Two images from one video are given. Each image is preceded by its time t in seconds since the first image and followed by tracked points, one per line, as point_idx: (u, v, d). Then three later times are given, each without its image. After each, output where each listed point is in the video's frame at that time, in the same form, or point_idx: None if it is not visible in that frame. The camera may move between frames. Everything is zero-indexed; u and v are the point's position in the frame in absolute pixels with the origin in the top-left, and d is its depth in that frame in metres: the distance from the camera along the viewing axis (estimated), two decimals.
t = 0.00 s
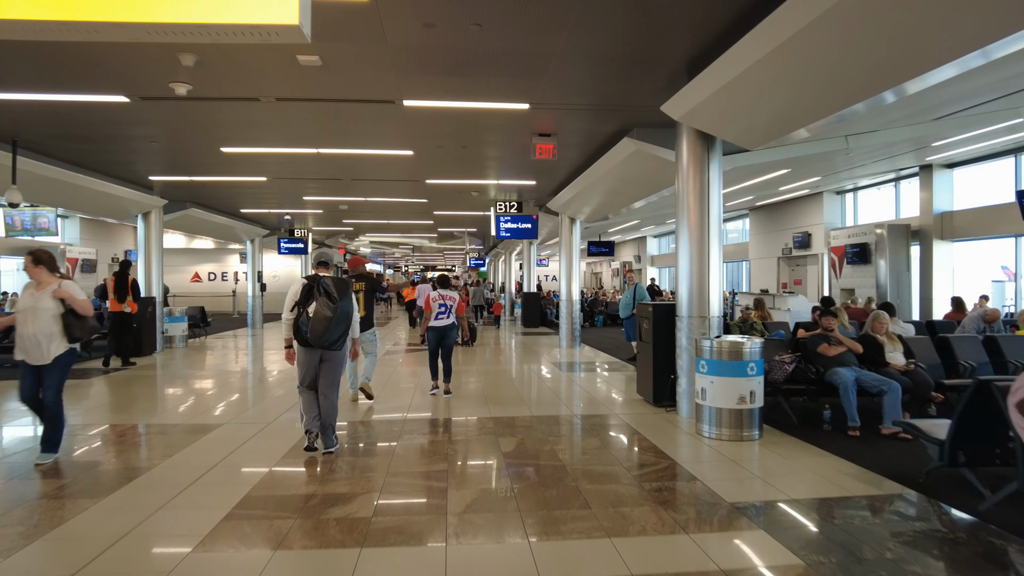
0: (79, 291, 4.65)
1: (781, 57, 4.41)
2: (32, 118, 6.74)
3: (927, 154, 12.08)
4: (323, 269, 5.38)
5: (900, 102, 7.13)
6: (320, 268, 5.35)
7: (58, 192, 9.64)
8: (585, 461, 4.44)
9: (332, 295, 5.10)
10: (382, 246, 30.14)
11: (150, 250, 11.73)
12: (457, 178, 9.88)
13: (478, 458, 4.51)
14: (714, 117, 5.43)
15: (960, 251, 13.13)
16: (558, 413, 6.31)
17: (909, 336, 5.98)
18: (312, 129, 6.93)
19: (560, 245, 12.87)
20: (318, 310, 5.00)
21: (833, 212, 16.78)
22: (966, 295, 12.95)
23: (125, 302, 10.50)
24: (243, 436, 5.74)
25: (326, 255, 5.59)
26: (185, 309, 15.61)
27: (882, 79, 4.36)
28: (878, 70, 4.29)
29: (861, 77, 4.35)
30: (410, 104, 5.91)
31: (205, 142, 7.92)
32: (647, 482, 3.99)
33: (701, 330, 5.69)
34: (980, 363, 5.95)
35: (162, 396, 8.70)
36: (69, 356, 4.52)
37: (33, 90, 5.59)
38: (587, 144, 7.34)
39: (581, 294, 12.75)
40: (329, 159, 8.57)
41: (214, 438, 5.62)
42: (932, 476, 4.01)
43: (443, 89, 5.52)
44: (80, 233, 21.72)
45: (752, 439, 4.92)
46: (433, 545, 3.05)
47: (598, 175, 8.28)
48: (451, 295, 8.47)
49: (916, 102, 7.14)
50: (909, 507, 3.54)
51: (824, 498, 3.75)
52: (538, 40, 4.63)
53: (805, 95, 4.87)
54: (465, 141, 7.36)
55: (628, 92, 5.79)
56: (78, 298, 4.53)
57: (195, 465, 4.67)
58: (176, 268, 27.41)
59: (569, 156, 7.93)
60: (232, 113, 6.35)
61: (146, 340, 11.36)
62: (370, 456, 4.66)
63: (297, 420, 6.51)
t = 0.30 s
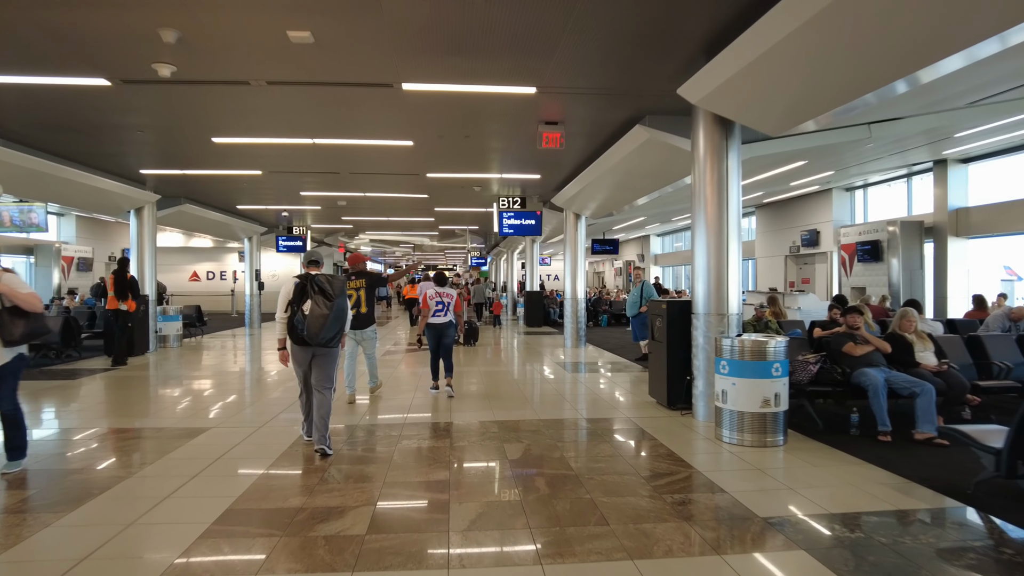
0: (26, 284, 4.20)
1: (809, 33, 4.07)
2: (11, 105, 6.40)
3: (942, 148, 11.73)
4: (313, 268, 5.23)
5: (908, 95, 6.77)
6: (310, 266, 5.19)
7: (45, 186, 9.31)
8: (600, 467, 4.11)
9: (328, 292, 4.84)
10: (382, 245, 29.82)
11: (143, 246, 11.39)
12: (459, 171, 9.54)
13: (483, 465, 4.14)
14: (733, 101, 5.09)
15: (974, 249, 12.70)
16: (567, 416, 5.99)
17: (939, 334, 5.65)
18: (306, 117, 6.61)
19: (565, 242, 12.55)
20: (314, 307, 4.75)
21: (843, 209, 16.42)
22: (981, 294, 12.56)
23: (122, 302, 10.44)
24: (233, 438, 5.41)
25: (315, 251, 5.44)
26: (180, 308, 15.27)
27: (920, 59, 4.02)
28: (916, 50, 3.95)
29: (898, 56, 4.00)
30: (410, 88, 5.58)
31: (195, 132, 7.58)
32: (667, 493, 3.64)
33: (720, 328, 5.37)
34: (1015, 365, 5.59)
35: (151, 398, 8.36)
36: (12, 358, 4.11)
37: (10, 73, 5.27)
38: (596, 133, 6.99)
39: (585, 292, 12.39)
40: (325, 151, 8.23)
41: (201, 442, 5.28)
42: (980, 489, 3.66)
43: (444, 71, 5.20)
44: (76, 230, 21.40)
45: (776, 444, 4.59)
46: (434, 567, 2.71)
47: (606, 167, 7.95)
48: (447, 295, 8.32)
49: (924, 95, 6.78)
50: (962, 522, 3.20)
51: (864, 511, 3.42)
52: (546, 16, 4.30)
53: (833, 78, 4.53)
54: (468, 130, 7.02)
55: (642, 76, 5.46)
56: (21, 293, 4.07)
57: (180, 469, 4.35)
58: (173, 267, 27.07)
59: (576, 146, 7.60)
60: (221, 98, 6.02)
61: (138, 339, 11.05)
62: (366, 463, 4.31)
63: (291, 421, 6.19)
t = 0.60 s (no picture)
0: None
1: (843, 20, 3.68)
2: None
3: (964, 146, 11.31)
4: (304, 270, 5.54)
5: (921, 95, 6.40)
6: (302, 270, 5.47)
7: (36, 186, 8.99)
8: (618, 490, 3.77)
9: (312, 295, 5.01)
10: (387, 245, 29.52)
11: (139, 247, 11.07)
12: (464, 169, 9.19)
13: (491, 488, 3.79)
14: (757, 93, 4.73)
15: (997, 249, 12.26)
16: (579, 427, 5.65)
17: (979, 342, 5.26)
18: (302, 110, 6.27)
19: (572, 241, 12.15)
20: (298, 311, 4.94)
21: (858, 209, 15.99)
22: (1004, 296, 12.09)
23: (122, 304, 10.12)
24: (223, 451, 5.07)
25: (307, 255, 5.57)
26: (180, 310, 14.98)
27: (969, 43, 3.64)
28: (965, 33, 3.55)
29: (944, 42, 3.63)
30: (410, 79, 5.23)
31: (188, 129, 7.26)
32: (694, 523, 3.29)
33: (743, 336, 5.03)
34: None
35: (145, 405, 8.03)
36: None
37: None
38: (607, 127, 6.63)
39: (594, 294, 11.99)
40: (323, 148, 7.90)
41: (189, 455, 4.94)
42: None
43: (446, 60, 4.84)
44: (77, 231, 21.17)
45: (807, 465, 4.23)
46: None
47: (617, 164, 7.58)
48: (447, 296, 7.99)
49: (941, 93, 6.39)
50: None
51: (916, 548, 3.03)
52: None
53: (869, 67, 4.13)
54: (472, 125, 6.67)
55: (658, 65, 5.10)
56: None
57: (165, 487, 4.01)
58: (176, 267, 26.86)
59: (586, 142, 7.24)
60: (211, 90, 5.69)
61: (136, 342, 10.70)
62: (363, 483, 3.96)
63: (285, 431, 5.84)
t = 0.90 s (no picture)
0: None
1: None
2: None
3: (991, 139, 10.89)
4: (308, 268, 5.31)
5: (946, 83, 5.99)
6: (305, 267, 5.26)
7: (32, 181, 8.73)
8: (644, 503, 3.43)
9: (316, 293, 4.83)
10: (394, 244, 29.29)
11: (139, 244, 10.83)
12: (472, 162, 8.87)
13: (505, 501, 3.45)
14: (790, 72, 4.35)
15: None
16: (597, 431, 5.32)
17: None
18: (303, 97, 5.96)
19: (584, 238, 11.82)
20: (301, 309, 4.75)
21: (875, 205, 15.58)
22: None
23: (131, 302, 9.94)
24: (218, 455, 4.76)
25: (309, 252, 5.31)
26: (183, 309, 14.74)
27: None
28: None
29: (1011, 10, 3.23)
30: (415, 60, 4.90)
31: (184, 118, 6.96)
32: (732, 543, 2.94)
33: (774, 334, 4.69)
34: None
35: (142, 407, 7.76)
36: None
37: None
38: (624, 113, 6.27)
39: (606, 293, 11.64)
40: (325, 138, 7.58)
41: (182, 459, 4.65)
42: None
43: (455, 38, 4.51)
44: (81, 229, 21.01)
45: (849, 476, 3.86)
46: None
47: (633, 156, 7.25)
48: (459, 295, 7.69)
49: (973, 81, 5.98)
50: None
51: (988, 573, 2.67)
52: None
53: (920, 44, 3.75)
54: (481, 112, 6.32)
55: (682, 45, 4.74)
56: None
57: (154, 497, 3.70)
58: (182, 267, 26.70)
59: (601, 131, 6.90)
60: (203, 74, 5.36)
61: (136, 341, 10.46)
62: (365, 494, 3.63)
63: (285, 434, 5.53)
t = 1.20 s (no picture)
0: None
1: None
2: None
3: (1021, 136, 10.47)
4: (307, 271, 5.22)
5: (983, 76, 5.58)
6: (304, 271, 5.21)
7: (27, 182, 8.45)
8: (679, 538, 3.07)
9: (327, 295, 5.01)
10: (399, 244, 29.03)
11: (138, 246, 10.56)
12: (481, 159, 8.53)
13: (525, 534, 3.10)
14: (834, 61, 3.97)
15: None
16: (618, 447, 4.98)
17: None
18: (305, 89, 5.63)
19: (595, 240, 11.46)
20: (311, 310, 4.90)
21: (894, 205, 15.16)
22: None
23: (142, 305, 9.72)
24: (212, 475, 4.37)
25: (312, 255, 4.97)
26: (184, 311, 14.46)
27: None
28: None
29: None
30: (423, 47, 4.55)
31: (179, 113, 6.64)
32: None
33: (812, 344, 4.34)
34: None
35: (138, 414, 7.46)
36: None
37: None
38: (643, 106, 5.91)
39: (619, 296, 11.28)
40: (328, 134, 7.26)
41: (173, 477, 4.32)
42: None
43: (466, 23, 4.16)
44: (84, 229, 20.79)
45: (902, 504, 3.48)
46: None
47: (652, 153, 6.90)
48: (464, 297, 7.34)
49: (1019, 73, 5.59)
50: None
51: None
52: None
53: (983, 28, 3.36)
54: (491, 105, 5.98)
55: (710, 31, 4.38)
56: None
57: (135, 527, 3.35)
58: (186, 267, 26.49)
59: (617, 125, 6.54)
60: (196, 63, 5.03)
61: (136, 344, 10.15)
62: (368, 524, 3.29)
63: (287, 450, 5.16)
